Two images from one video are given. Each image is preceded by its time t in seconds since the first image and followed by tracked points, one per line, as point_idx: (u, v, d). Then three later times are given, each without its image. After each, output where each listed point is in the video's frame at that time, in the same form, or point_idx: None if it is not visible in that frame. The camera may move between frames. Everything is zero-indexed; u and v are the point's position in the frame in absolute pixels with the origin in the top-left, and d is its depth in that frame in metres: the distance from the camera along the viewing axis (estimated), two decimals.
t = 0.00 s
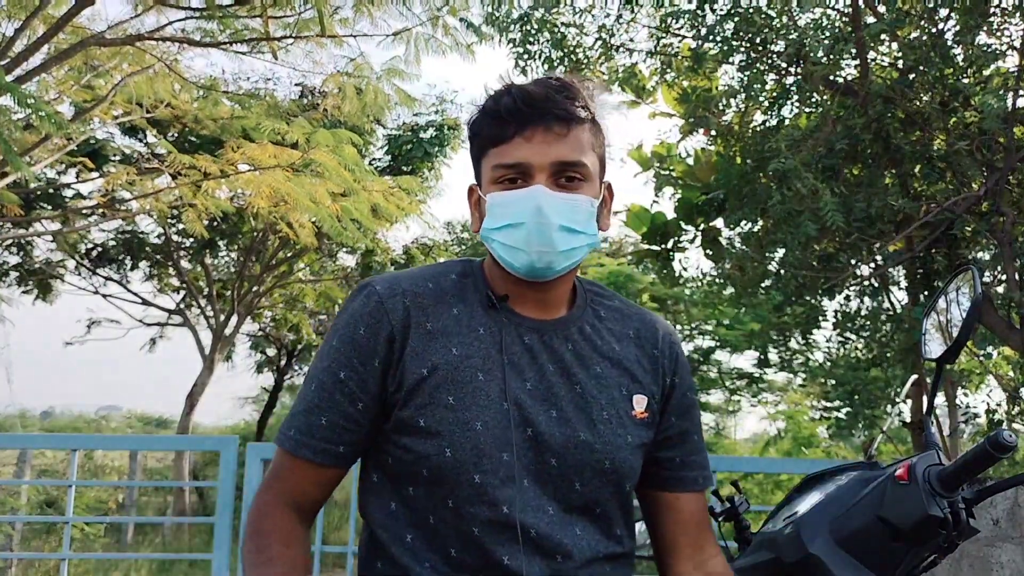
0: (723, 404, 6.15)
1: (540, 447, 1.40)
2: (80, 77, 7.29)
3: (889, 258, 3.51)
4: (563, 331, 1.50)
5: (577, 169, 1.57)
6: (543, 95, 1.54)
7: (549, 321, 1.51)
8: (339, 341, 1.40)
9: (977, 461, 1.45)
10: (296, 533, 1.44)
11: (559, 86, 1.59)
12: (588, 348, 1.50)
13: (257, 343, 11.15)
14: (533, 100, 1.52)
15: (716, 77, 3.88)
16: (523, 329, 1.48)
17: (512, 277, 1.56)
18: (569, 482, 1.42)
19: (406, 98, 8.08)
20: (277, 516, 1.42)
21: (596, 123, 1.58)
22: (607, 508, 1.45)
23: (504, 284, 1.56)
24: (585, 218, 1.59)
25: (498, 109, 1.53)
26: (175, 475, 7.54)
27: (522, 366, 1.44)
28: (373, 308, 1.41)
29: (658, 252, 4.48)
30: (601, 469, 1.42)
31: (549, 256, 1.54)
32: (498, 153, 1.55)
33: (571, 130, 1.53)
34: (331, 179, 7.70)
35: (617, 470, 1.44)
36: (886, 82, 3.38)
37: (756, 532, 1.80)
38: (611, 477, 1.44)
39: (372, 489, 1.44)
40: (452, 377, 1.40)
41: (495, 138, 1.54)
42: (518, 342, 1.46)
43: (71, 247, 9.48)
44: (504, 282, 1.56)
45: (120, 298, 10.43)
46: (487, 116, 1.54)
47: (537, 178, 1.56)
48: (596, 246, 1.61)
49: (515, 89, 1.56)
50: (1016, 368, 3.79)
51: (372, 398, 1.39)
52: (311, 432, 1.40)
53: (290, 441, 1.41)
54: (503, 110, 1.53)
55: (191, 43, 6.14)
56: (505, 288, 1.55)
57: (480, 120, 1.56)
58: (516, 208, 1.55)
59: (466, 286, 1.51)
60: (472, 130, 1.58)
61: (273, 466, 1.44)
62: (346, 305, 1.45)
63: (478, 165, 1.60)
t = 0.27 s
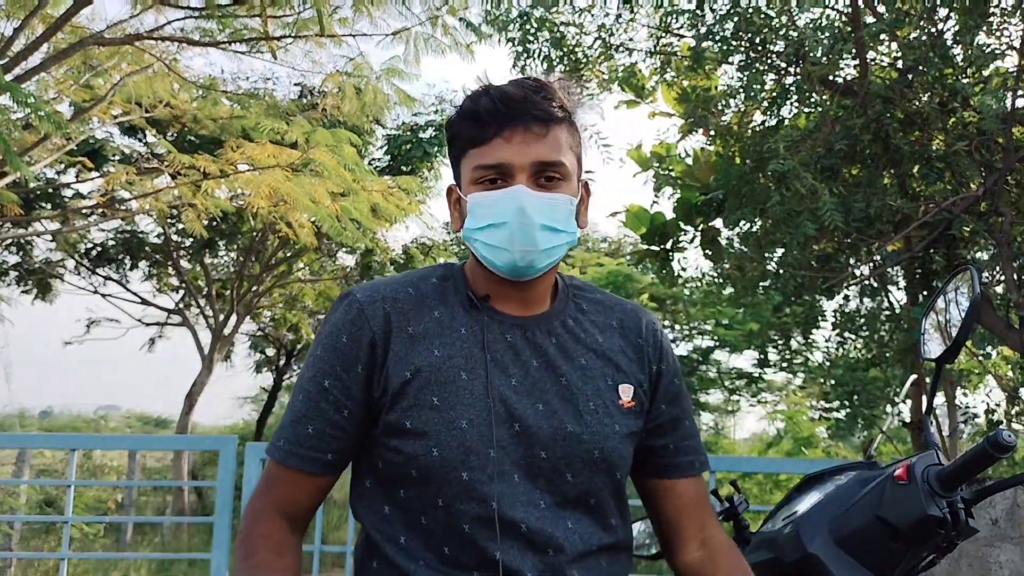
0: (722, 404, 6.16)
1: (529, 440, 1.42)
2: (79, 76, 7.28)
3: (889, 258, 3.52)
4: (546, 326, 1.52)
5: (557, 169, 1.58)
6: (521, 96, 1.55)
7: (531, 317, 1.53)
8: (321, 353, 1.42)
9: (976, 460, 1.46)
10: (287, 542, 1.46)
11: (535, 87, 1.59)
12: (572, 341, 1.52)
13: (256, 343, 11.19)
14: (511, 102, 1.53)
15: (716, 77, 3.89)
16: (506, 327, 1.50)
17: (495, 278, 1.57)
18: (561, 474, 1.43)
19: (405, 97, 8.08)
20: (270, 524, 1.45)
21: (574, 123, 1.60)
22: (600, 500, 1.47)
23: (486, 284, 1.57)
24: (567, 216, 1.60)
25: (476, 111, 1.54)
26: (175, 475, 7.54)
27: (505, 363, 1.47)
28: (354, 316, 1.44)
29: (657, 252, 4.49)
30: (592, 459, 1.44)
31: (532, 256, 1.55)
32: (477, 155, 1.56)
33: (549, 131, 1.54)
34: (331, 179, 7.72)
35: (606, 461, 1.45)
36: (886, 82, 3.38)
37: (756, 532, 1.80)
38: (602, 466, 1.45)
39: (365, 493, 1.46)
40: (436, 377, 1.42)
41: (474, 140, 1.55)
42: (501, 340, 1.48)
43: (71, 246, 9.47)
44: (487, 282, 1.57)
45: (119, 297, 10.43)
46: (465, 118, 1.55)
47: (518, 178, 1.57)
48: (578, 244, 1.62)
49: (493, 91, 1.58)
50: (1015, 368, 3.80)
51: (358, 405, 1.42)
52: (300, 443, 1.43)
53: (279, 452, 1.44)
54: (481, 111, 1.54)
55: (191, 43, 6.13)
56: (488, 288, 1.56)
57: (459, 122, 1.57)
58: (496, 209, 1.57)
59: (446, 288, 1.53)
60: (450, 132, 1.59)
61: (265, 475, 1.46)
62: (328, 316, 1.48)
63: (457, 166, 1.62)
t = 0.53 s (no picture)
0: (722, 402, 6.16)
1: (525, 431, 1.44)
2: (79, 73, 7.28)
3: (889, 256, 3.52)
4: (538, 320, 1.55)
5: (539, 166, 1.62)
6: (499, 98, 1.59)
7: (522, 312, 1.56)
8: (318, 358, 1.45)
9: (975, 458, 1.46)
10: (296, 545, 1.49)
11: (511, 89, 1.63)
12: (563, 333, 1.54)
13: (256, 341, 11.20)
14: (490, 103, 1.57)
15: (716, 74, 3.89)
16: (498, 323, 1.53)
17: (483, 277, 1.61)
18: (559, 463, 1.45)
19: (406, 95, 8.07)
20: (277, 529, 1.48)
21: (552, 120, 1.64)
22: (599, 487, 1.48)
23: (476, 284, 1.61)
24: (551, 212, 1.65)
25: (455, 116, 1.58)
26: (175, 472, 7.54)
27: (499, 357, 1.49)
28: (347, 320, 1.46)
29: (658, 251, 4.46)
30: (588, 448, 1.46)
31: (519, 253, 1.59)
32: (460, 158, 1.60)
33: (529, 129, 1.58)
34: (330, 176, 7.72)
35: (602, 448, 1.47)
36: (886, 80, 3.39)
37: (756, 531, 1.80)
38: (598, 452, 1.47)
39: (364, 494, 1.48)
40: (430, 373, 1.44)
41: (455, 144, 1.59)
42: (494, 334, 1.51)
43: (71, 244, 9.46)
44: (476, 282, 1.61)
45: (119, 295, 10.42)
46: (445, 123, 1.60)
47: (501, 178, 1.61)
48: (563, 239, 1.67)
49: (472, 96, 1.61)
50: (1015, 365, 3.79)
51: (355, 406, 1.45)
52: (302, 447, 1.46)
53: (279, 458, 1.47)
54: (460, 115, 1.58)
55: (190, 40, 6.13)
56: (478, 288, 1.60)
57: (440, 128, 1.61)
58: (481, 209, 1.60)
59: (437, 290, 1.56)
60: (431, 138, 1.63)
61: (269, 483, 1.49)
62: (322, 323, 1.51)
63: (440, 171, 1.66)
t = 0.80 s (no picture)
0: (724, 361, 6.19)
1: (523, 392, 1.58)
2: (76, 32, 7.18)
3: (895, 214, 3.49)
4: (539, 283, 1.69)
5: (535, 125, 1.73)
6: (495, 61, 1.71)
7: (524, 274, 1.71)
8: (323, 323, 1.60)
9: (977, 419, 1.46)
10: (323, 499, 1.63)
11: (506, 49, 1.76)
12: (563, 296, 1.69)
13: (259, 302, 11.23)
14: (486, 67, 1.70)
15: (722, 30, 3.86)
16: (497, 286, 1.66)
17: (486, 238, 1.75)
18: (557, 423, 1.59)
19: (406, 52, 7.96)
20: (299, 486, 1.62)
21: (546, 81, 1.76)
22: (598, 447, 1.62)
23: (478, 246, 1.75)
24: (549, 171, 1.76)
25: (452, 77, 1.72)
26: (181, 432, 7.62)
27: (498, 318, 1.63)
28: (349, 283, 1.61)
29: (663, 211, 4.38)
30: (587, 408, 1.60)
31: (519, 211, 1.71)
32: (458, 120, 1.72)
33: (524, 89, 1.70)
34: (331, 136, 7.72)
35: (603, 406, 1.61)
36: (894, 35, 3.35)
37: (756, 491, 1.79)
38: (597, 412, 1.61)
39: (370, 454, 1.64)
40: (431, 334, 1.58)
41: (454, 107, 1.72)
42: (494, 297, 1.65)
43: (72, 205, 9.42)
44: (479, 243, 1.75)
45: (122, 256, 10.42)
46: (445, 87, 1.72)
47: (498, 137, 1.72)
48: (561, 197, 1.78)
49: (466, 56, 1.75)
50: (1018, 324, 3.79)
51: (363, 367, 1.60)
52: (315, 412, 1.61)
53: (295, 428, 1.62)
54: (457, 77, 1.71)
55: None
56: (480, 250, 1.74)
57: (436, 89, 1.74)
58: (480, 170, 1.72)
59: (438, 254, 1.70)
60: (431, 101, 1.76)
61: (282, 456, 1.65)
62: (325, 286, 1.65)
63: (440, 134, 1.78)
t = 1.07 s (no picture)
0: (722, 299, 6.21)
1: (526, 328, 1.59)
2: None
3: (898, 151, 3.44)
4: (541, 219, 1.69)
5: (539, 59, 1.71)
6: None
7: (529, 209, 1.70)
8: (330, 255, 1.58)
9: (974, 357, 1.46)
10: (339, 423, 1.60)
11: None
12: (566, 232, 1.69)
13: (257, 242, 11.22)
14: None
15: None
16: (501, 222, 1.66)
17: (488, 175, 1.73)
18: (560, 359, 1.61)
19: None
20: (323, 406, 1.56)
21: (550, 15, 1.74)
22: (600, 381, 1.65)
23: (481, 182, 1.73)
24: (553, 106, 1.74)
25: (454, 7, 1.70)
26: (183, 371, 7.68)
27: (502, 254, 1.63)
28: (355, 216, 1.61)
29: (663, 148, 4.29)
30: (589, 342, 1.62)
31: (522, 146, 1.69)
32: (460, 51, 1.70)
33: (528, 19, 1.68)
34: (326, 72, 7.65)
35: (605, 342, 1.63)
36: None
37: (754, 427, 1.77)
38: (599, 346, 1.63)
39: (372, 390, 1.64)
40: (437, 268, 1.58)
41: (456, 37, 1.70)
42: (497, 232, 1.65)
43: (67, 143, 9.33)
44: (481, 179, 1.73)
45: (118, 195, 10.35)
46: (447, 17, 1.71)
47: (502, 69, 1.70)
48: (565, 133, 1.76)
49: None
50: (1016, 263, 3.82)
51: (372, 301, 1.59)
52: (328, 346, 1.57)
53: (307, 360, 1.57)
54: (459, 7, 1.69)
55: None
56: (482, 187, 1.73)
57: (439, 21, 1.72)
58: (483, 103, 1.70)
59: (440, 190, 1.69)
60: (433, 33, 1.74)
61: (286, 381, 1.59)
62: (329, 221, 1.64)
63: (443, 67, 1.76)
